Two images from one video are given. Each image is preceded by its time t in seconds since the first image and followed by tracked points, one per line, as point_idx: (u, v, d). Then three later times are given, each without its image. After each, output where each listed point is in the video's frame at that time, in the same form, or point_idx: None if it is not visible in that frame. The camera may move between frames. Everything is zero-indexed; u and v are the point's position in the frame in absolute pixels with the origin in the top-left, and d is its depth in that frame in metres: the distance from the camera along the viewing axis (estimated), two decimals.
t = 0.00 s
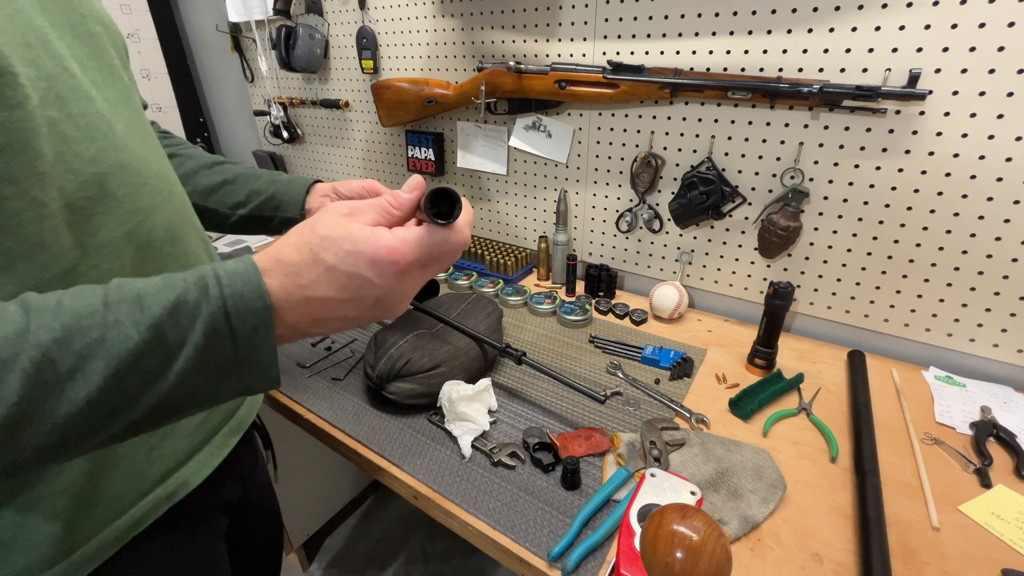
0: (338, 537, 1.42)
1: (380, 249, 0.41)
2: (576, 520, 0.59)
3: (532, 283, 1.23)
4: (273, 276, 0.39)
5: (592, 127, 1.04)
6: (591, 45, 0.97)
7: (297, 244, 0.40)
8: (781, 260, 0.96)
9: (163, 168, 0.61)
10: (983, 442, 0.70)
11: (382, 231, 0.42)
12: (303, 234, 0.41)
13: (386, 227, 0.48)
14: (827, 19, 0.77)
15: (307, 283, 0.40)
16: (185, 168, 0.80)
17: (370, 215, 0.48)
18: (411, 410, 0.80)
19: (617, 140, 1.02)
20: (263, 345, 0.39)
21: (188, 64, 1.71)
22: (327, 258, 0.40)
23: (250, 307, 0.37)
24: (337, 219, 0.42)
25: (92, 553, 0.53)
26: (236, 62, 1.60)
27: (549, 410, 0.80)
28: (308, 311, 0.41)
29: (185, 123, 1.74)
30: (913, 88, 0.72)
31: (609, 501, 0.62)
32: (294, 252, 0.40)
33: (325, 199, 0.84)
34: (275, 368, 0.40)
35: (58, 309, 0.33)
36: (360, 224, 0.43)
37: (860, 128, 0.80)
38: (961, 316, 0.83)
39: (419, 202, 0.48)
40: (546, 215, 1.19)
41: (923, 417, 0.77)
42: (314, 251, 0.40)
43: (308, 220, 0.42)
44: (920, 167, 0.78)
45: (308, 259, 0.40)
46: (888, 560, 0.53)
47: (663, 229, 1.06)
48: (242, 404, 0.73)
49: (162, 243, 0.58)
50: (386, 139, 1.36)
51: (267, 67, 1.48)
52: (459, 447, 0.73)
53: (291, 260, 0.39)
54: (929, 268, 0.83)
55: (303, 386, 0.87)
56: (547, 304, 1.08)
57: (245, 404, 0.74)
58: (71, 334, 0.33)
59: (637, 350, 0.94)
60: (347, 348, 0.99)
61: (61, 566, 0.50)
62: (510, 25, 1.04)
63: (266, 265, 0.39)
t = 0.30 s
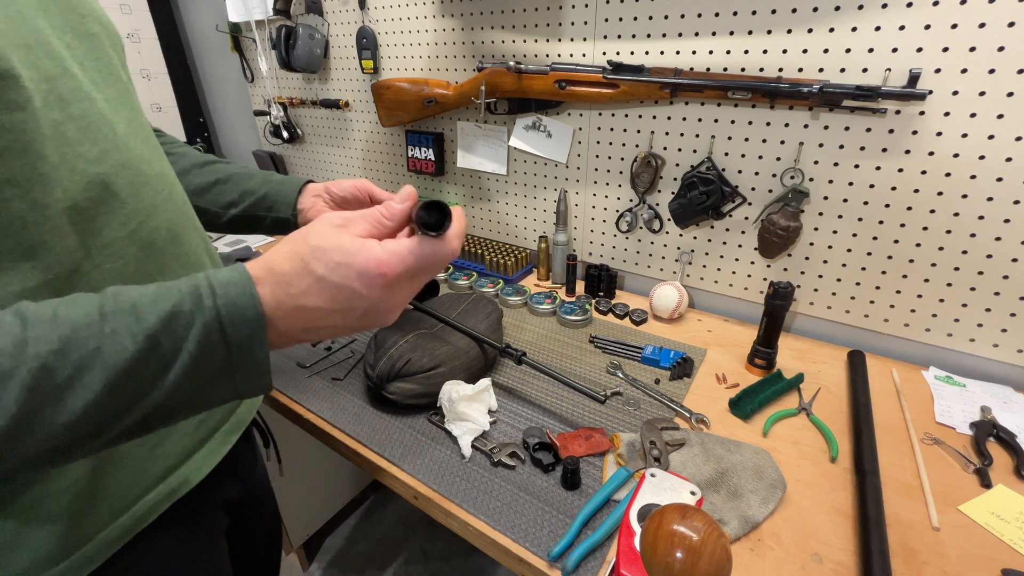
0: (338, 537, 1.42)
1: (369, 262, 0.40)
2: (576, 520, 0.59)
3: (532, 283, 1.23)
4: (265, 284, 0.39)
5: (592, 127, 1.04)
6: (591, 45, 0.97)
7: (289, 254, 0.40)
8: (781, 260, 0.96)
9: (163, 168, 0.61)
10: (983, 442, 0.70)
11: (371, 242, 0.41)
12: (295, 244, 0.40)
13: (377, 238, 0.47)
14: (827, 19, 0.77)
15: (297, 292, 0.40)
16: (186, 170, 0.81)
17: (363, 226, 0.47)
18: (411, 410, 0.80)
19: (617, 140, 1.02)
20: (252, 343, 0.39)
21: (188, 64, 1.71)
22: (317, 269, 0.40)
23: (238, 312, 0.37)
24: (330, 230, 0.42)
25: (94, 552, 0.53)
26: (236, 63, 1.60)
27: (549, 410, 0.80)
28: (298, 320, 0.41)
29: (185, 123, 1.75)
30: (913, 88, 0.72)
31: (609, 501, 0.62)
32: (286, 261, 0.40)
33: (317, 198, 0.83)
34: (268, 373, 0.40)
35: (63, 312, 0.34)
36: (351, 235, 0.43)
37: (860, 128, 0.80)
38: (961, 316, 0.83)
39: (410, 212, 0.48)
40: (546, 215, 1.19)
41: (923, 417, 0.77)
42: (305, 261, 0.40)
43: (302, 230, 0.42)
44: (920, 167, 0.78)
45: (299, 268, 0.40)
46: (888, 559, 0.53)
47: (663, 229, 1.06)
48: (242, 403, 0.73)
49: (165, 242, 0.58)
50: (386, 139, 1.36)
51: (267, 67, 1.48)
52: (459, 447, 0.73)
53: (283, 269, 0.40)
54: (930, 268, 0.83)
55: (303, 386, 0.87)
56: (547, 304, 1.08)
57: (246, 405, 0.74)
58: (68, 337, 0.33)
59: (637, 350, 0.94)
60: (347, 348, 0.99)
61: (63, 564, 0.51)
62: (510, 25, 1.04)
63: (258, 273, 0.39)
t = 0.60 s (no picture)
0: (338, 537, 1.42)
1: (355, 252, 0.41)
2: (577, 520, 0.58)
3: (532, 283, 1.23)
4: (251, 282, 0.39)
5: (592, 127, 1.04)
6: (591, 45, 0.97)
7: (274, 249, 0.40)
8: (781, 260, 0.96)
9: (157, 168, 0.61)
10: (983, 442, 0.70)
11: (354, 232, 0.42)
12: (280, 239, 0.41)
13: (361, 230, 0.49)
14: (827, 19, 0.77)
15: (285, 287, 0.40)
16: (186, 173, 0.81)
17: (346, 219, 0.48)
18: (411, 410, 0.80)
19: (617, 140, 1.02)
20: (248, 343, 0.39)
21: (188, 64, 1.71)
22: (304, 263, 0.40)
23: (233, 310, 0.37)
24: (313, 224, 0.43)
25: (95, 553, 0.53)
26: (237, 62, 1.60)
27: (549, 410, 0.80)
28: (287, 315, 0.41)
29: (185, 123, 1.74)
30: (914, 88, 0.72)
31: (609, 501, 0.62)
32: (271, 257, 0.40)
33: (308, 203, 0.85)
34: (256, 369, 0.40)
35: (57, 316, 0.34)
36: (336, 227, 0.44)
37: (860, 128, 0.80)
38: (961, 315, 0.83)
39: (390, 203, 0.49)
40: (546, 215, 1.19)
41: (923, 417, 0.77)
42: (291, 255, 0.40)
43: (285, 226, 0.42)
44: (920, 167, 0.78)
45: (285, 262, 0.40)
46: (888, 559, 0.53)
47: (663, 229, 1.06)
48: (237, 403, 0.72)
49: (162, 244, 0.58)
50: (385, 138, 1.36)
51: (267, 67, 1.48)
52: (459, 447, 0.73)
53: (269, 265, 0.40)
54: (929, 268, 0.83)
55: (303, 386, 0.87)
56: (547, 304, 1.08)
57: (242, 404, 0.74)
58: (58, 339, 0.33)
59: (637, 350, 0.94)
60: (347, 348, 0.99)
61: (64, 565, 0.50)
62: (510, 25, 1.04)
63: (244, 271, 0.39)
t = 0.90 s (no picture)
0: (338, 537, 1.42)
1: (347, 250, 0.41)
2: (577, 520, 0.59)
3: (532, 283, 1.23)
4: (242, 282, 0.39)
5: (592, 127, 1.04)
6: (591, 45, 0.97)
7: (266, 249, 0.40)
8: (781, 260, 0.96)
9: (154, 169, 0.61)
10: (983, 442, 0.70)
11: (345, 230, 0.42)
12: (270, 239, 0.41)
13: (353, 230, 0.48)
14: (827, 19, 0.77)
15: (277, 287, 0.40)
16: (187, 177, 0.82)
17: (337, 219, 0.48)
18: (411, 410, 0.80)
19: (617, 140, 1.02)
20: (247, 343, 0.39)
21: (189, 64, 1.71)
22: (295, 262, 0.40)
23: (228, 309, 0.37)
24: (304, 223, 0.42)
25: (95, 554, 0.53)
26: (237, 62, 1.60)
27: (549, 410, 0.80)
28: (279, 314, 0.41)
29: (185, 123, 1.74)
30: (913, 88, 0.72)
31: (609, 501, 0.62)
32: (262, 257, 0.40)
33: (305, 201, 0.85)
34: (251, 368, 0.41)
35: (55, 318, 0.34)
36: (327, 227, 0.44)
37: (860, 128, 0.80)
38: (961, 315, 0.83)
39: (382, 203, 0.49)
40: (546, 215, 1.19)
41: (923, 417, 0.77)
42: (282, 255, 0.40)
43: (273, 226, 0.42)
44: (920, 167, 0.78)
45: (277, 262, 0.40)
46: (888, 559, 0.53)
47: (663, 229, 1.06)
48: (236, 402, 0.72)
49: (161, 245, 0.58)
50: (386, 138, 1.36)
51: (267, 67, 1.48)
52: (459, 447, 0.73)
53: (261, 265, 0.40)
54: (929, 268, 0.83)
55: (303, 386, 0.87)
56: (547, 304, 1.08)
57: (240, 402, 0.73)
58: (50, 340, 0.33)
59: (637, 350, 0.94)
60: (347, 348, 0.99)
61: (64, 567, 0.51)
62: (510, 25, 1.04)
63: (234, 272, 0.39)
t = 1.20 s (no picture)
0: (338, 537, 1.42)
1: (350, 301, 0.41)
2: (577, 520, 0.59)
3: (532, 283, 1.23)
4: (240, 317, 0.40)
5: (592, 127, 1.04)
6: (591, 45, 0.97)
7: (265, 287, 0.41)
8: (781, 260, 0.96)
9: (154, 170, 0.61)
10: (983, 442, 0.70)
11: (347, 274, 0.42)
12: (269, 276, 0.41)
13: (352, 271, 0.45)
14: (827, 19, 0.77)
15: (276, 327, 0.41)
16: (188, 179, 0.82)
17: (337, 258, 0.45)
18: (411, 410, 0.80)
19: (617, 140, 1.02)
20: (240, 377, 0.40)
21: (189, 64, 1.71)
22: (296, 304, 0.41)
23: (221, 345, 0.38)
24: (305, 261, 0.42)
25: (101, 550, 0.53)
26: (237, 62, 1.60)
27: (549, 410, 0.80)
28: (277, 349, 0.42)
29: (185, 124, 1.74)
30: (914, 88, 0.72)
31: (609, 501, 0.62)
32: (263, 296, 0.40)
33: (295, 193, 0.84)
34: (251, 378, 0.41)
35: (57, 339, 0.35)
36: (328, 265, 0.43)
37: (860, 128, 0.80)
38: (961, 315, 0.83)
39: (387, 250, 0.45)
40: (546, 215, 1.19)
41: (923, 417, 0.77)
42: (283, 295, 0.40)
43: (272, 259, 0.42)
44: (920, 167, 0.78)
45: (277, 302, 0.40)
46: (888, 559, 0.53)
47: (663, 229, 1.06)
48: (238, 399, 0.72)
49: (163, 244, 0.59)
50: (386, 138, 1.36)
51: (267, 66, 1.48)
52: (459, 447, 0.73)
53: (261, 304, 0.40)
54: (929, 268, 0.83)
55: (303, 386, 0.87)
56: (547, 304, 1.08)
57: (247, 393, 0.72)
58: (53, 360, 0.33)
59: (637, 350, 0.94)
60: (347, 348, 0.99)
61: (71, 563, 0.51)
62: (510, 25, 1.04)
63: (233, 307, 0.40)
